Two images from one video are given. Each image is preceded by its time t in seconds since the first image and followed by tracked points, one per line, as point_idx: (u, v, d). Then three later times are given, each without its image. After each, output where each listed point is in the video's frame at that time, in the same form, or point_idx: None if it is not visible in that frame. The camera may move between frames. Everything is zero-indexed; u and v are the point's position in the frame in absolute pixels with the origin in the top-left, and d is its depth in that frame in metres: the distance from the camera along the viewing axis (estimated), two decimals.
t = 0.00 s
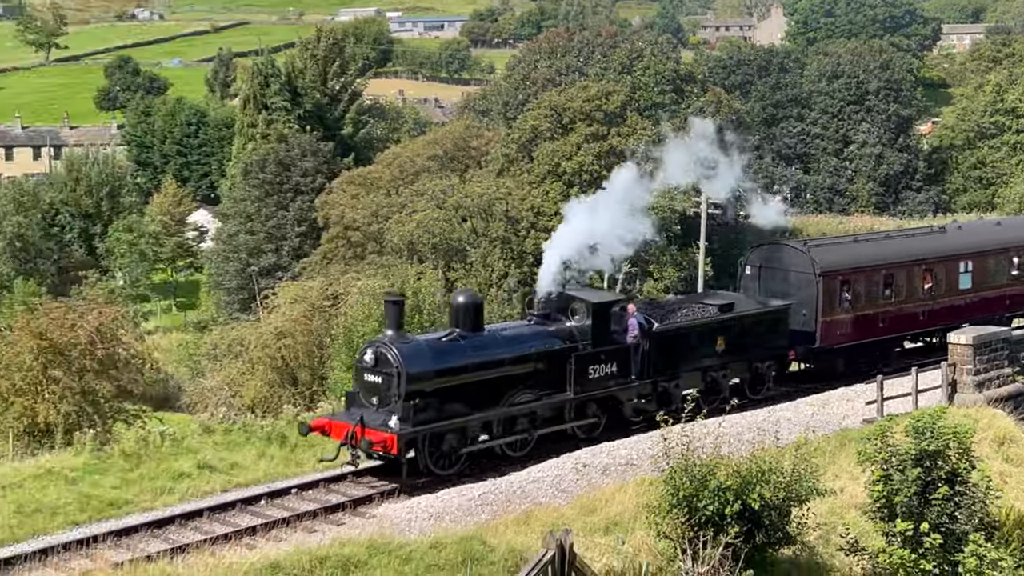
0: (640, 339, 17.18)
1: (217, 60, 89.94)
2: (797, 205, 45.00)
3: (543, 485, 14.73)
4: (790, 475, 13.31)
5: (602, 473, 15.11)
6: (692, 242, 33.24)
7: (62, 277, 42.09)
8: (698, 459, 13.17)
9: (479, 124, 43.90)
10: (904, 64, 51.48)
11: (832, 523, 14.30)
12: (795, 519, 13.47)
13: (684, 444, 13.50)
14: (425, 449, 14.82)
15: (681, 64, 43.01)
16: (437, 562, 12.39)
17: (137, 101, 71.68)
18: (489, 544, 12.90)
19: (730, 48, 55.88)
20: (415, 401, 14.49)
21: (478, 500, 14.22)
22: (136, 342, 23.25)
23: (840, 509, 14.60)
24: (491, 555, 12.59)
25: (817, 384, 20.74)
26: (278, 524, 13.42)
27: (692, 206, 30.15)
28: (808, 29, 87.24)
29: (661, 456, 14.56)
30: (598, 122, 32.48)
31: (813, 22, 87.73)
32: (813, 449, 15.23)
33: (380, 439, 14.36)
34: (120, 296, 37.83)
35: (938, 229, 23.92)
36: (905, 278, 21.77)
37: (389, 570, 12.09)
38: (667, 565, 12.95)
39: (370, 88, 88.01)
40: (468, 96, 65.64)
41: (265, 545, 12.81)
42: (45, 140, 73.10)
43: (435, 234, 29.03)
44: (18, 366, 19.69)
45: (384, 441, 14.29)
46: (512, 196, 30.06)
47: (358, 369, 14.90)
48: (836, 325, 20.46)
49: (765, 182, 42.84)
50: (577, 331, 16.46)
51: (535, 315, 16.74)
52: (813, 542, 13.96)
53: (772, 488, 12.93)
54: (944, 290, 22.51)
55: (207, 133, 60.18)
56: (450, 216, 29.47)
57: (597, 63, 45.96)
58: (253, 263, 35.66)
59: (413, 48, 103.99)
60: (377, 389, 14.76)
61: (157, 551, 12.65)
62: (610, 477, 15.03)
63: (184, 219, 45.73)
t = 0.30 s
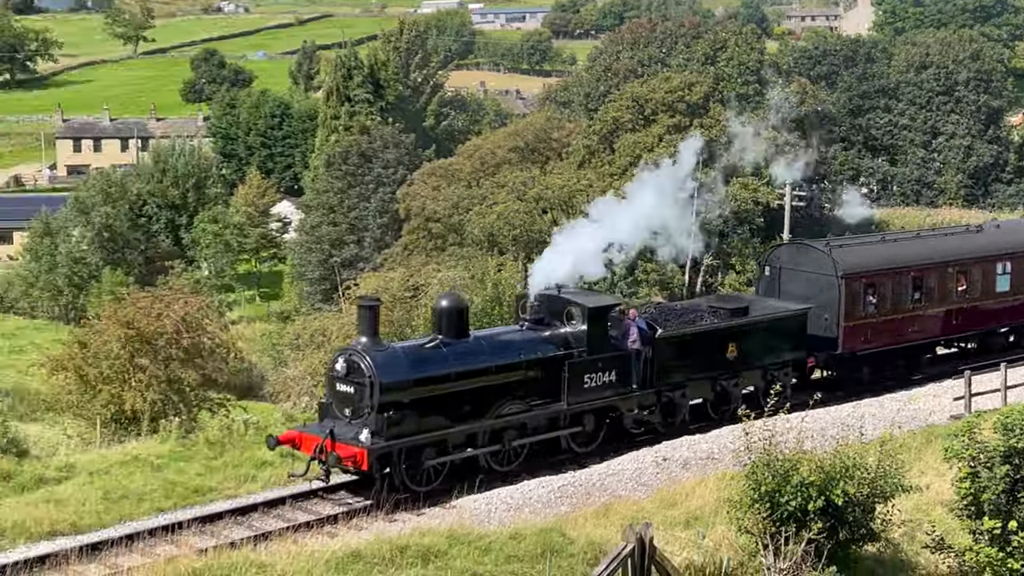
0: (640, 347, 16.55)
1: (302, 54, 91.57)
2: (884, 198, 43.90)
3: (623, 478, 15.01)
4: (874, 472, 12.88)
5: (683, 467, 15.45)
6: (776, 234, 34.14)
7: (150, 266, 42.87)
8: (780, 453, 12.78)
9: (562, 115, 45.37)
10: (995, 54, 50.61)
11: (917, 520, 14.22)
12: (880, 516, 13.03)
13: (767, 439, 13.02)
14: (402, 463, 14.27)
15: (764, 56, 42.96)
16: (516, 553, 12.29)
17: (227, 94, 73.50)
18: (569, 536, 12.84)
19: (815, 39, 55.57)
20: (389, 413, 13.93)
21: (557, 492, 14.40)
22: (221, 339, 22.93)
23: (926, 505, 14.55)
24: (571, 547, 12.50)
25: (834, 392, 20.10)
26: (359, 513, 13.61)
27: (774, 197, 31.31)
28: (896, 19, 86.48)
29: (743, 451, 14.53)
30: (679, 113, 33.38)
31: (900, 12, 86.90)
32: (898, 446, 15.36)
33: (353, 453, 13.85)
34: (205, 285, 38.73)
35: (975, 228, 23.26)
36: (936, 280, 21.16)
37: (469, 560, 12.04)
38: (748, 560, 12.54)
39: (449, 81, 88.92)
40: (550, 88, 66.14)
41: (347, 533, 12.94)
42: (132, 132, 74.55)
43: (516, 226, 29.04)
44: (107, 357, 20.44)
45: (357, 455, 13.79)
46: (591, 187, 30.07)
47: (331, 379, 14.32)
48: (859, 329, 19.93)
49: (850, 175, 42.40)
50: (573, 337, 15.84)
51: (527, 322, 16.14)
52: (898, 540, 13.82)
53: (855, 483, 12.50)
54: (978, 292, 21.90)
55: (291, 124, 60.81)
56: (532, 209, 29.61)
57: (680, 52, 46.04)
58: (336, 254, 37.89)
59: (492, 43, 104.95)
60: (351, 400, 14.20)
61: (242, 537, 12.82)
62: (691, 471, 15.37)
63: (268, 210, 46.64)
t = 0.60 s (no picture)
0: (625, 356, 15.69)
1: (382, 46, 93.12)
2: (971, 190, 42.20)
3: (701, 472, 15.28)
4: (959, 467, 12.33)
5: (762, 462, 15.72)
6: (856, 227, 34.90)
7: (230, 255, 43.51)
8: (861, 448, 12.28)
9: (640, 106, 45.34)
10: None
11: (1002, 517, 14.00)
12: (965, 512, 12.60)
13: (848, 434, 12.57)
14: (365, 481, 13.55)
15: (847, 48, 42.59)
16: (593, 545, 12.27)
17: (309, 86, 74.74)
18: (646, 529, 12.77)
19: (898, 32, 54.94)
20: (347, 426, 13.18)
21: (634, 486, 14.64)
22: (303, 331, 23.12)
23: (1011, 503, 14.33)
24: (648, 540, 12.43)
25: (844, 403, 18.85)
26: (434, 507, 13.70)
27: (855, 189, 31.72)
28: (981, 10, 85.52)
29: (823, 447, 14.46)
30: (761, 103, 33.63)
31: (987, 2, 85.72)
32: (982, 443, 15.25)
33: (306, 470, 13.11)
34: (285, 275, 39.46)
35: (1003, 226, 21.85)
36: (960, 283, 19.77)
37: (545, 551, 12.02)
38: (828, 556, 12.30)
39: (527, 74, 89.32)
40: (628, 79, 66.18)
41: (423, 523, 13.06)
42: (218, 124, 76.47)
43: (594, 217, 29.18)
44: (188, 345, 20.93)
45: (310, 471, 13.05)
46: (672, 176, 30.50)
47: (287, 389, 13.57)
48: (874, 335, 18.62)
49: (935, 166, 41.77)
50: (556, 345, 14.99)
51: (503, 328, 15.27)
52: (982, 537, 13.53)
53: (939, 480, 11.95)
54: (1005, 295, 20.49)
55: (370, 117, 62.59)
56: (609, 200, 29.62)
57: (761, 43, 45.84)
58: (414, 245, 40.07)
59: (569, 34, 105.16)
60: (307, 412, 13.49)
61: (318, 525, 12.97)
62: (770, 465, 15.64)
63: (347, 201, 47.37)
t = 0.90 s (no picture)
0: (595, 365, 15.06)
1: (456, 38, 93.68)
2: None
3: (775, 466, 15.38)
4: None
5: (837, 457, 15.77)
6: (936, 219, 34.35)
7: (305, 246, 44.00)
8: (940, 443, 12.03)
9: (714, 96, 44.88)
10: None
11: None
12: None
13: (927, 429, 12.28)
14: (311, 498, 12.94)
15: (928, 36, 41.68)
16: (666, 538, 12.24)
17: (383, 78, 75.33)
18: (720, 523, 12.70)
19: (980, 21, 53.80)
20: (284, 441, 12.64)
21: (707, 479, 14.78)
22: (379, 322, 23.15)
23: None
24: (721, 534, 12.36)
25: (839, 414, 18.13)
26: (507, 499, 14.11)
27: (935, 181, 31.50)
28: None
29: (900, 442, 14.34)
30: (838, 94, 33.46)
31: None
32: None
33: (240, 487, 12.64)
34: (358, 267, 39.88)
35: None
36: (972, 286, 18.87)
37: (618, 544, 12.01)
38: (904, 552, 11.82)
39: (600, 65, 88.99)
40: (702, 70, 65.64)
41: (494, 514, 13.28)
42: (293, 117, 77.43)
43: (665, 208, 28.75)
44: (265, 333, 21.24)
45: (243, 490, 12.58)
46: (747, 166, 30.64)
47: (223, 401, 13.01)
48: (874, 342, 17.81)
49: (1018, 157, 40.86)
50: (521, 354, 14.40)
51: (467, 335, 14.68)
52: None
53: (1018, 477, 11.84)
54: None
55: (443, 108, 63.04)
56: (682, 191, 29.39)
57: (838, 33, 45.02)
58: (487, 236, 40.17)
59: (645, 24, 104.49)
60: (243, 426, 12.96)
61: (389, 514, 13.22)
62: (845, 461, 15.68)
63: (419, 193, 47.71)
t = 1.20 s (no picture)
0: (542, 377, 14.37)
1: (523, 29, 93.79)
2: None
3: (843, 462, 15.50)
4: None
5: (906, 453, 15.82)
6: (1010, 212, 33.66)
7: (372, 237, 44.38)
8: (1014, 438, 11.44)
9: (783, 88, 44.43)
10: None
11: None
12: None
13: (999, 424, 11.71)
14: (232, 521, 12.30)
15: (1003, 26, 40.84)
16: (732, 533, 12.18)
17: (449, 70, 75.68)
18: (787, 518, 12.61)
19: None
20: (196, 460, 11.94)
21: (774, 475, 14.96)
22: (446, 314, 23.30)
23: None
24: (787, 529, 12.26)
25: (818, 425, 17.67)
26: (572, 491, 14.49)
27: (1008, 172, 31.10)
28: None
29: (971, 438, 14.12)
30: (910, 86, 31.82)
31: None
32: None
33: (145, 510, 11.91)
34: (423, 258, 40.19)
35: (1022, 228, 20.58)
36: (964, 291, 18.60)
37: (683, 538, 11.95)
38: (977, 549, 11.43)
39: (667, 57, 88.42)
40: (770, 61, 64.92)
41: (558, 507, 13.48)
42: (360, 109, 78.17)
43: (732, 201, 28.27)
44: (331, 325, 22.35)
45: (148, 512, 11.84)
46: (817, 163, 29.57)
47: (132, 416, 12.30)
48: (858, 351, 17.47)
49: None
50: (465, 364, 13.76)
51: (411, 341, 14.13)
52: None
53: None
54: (1018, 304, 19.27)
55: (510, 99, 63.50)
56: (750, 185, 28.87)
57: (910, 24, 44.19)
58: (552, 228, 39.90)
59: (714, 13, 103.46)
60: (152, 443, 12.22)
61: (453, 504, 13.47)
62: (914, 456, 15.71)
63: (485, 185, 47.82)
